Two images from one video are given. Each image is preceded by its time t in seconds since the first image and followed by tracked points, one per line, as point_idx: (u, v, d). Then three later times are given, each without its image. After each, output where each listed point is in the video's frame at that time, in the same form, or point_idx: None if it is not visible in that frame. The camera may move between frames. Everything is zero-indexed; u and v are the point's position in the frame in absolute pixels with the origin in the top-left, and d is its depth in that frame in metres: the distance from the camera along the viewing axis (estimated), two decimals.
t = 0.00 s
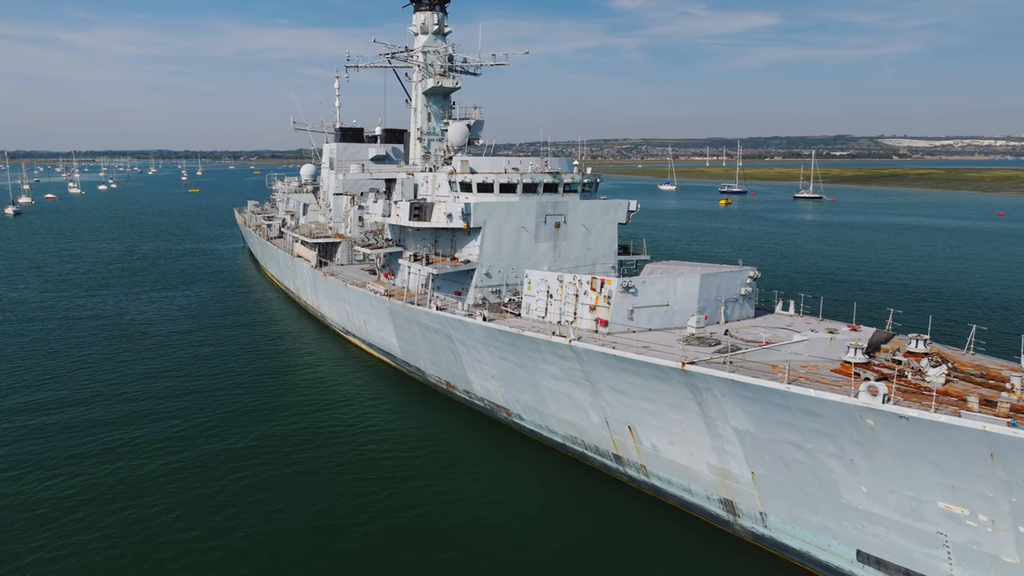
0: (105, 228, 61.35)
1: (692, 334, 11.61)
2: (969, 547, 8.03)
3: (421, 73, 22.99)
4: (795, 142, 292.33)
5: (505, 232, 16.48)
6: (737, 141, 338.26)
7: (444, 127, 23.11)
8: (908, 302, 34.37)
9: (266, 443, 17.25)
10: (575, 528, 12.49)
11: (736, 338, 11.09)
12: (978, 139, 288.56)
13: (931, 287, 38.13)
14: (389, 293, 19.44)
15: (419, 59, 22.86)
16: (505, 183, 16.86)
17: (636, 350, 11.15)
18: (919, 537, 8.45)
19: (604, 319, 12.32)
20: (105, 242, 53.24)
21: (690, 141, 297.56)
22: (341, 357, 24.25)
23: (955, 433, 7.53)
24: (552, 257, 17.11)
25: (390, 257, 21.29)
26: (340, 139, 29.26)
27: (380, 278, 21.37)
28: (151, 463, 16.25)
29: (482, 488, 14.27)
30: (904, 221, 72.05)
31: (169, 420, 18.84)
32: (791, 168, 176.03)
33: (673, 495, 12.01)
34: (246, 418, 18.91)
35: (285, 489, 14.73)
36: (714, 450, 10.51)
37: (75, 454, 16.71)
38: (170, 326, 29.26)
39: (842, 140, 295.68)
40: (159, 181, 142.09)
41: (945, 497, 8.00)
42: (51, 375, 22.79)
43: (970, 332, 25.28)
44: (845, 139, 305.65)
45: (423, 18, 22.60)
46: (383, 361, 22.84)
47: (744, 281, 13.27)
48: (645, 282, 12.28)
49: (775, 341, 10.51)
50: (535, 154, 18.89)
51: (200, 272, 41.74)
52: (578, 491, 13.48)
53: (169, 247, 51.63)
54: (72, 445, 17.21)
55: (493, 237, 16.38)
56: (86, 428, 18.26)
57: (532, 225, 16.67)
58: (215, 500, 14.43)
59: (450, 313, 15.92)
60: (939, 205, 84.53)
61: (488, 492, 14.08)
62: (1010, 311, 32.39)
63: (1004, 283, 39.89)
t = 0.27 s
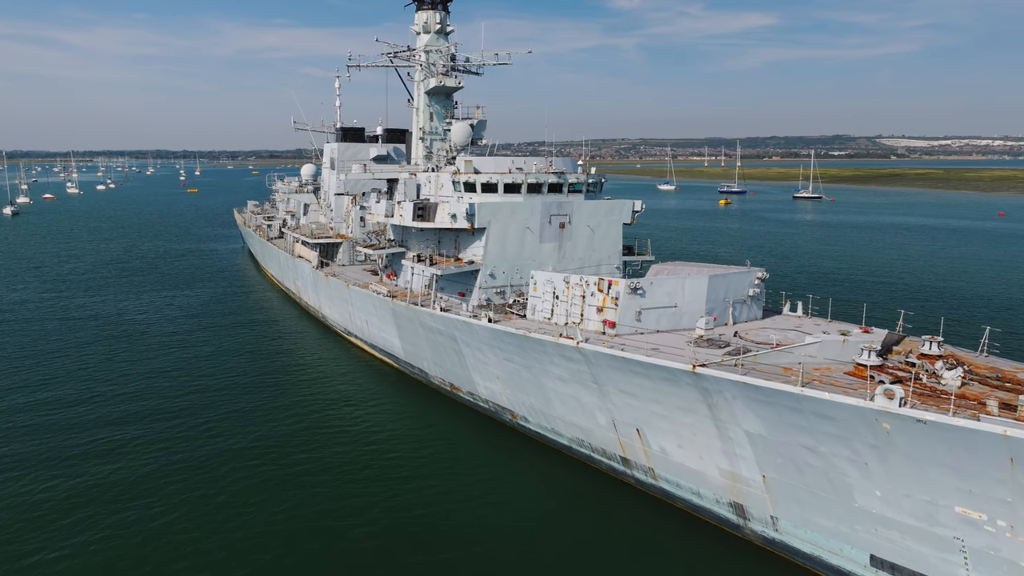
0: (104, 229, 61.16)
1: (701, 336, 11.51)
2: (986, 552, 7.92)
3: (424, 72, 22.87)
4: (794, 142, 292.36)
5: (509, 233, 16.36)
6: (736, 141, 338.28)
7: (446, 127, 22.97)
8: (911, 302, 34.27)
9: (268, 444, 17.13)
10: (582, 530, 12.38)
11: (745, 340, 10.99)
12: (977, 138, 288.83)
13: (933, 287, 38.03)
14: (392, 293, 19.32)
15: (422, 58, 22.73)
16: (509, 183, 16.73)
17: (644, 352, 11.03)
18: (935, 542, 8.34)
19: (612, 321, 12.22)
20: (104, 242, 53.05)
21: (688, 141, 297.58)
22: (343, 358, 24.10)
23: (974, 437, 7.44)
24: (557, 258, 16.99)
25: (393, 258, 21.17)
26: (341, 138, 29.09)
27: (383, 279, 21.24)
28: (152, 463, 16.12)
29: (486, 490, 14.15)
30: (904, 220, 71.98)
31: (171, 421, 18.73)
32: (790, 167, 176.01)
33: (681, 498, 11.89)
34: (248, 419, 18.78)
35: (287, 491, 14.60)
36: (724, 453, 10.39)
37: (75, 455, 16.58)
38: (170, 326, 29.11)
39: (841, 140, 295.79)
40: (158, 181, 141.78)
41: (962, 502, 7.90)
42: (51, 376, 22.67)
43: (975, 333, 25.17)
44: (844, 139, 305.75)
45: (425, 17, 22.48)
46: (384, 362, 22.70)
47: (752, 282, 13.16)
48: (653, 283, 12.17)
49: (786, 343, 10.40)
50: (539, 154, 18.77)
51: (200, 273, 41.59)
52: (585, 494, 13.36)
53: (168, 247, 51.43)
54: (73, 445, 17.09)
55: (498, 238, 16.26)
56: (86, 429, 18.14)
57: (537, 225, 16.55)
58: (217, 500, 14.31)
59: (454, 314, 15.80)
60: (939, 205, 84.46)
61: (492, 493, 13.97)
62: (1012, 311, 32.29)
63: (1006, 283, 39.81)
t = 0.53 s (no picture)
0: (102, 228, 60.95)
1: (711, 337, 11.38)
2: (1006, 558, 7.82)
3: (426, 72, 22.71)
4: (793, 142, 292.39)
5: (514, 233, 16.23)
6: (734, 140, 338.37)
7: (449, 127, 22.82)
8: (913, 302, 34.18)
9: (271, 447, 17.03)
10: (590, 534, 12.26)
11: (756, 342, 10.87)
12: (975, 138, 289.08)
13: (936, 287, 37.93)
14: (395, 294, 19.18)
15: (424, 57, 22.58)
16: (514, 184, 16.59)
17: (654, 354, 10.90)
18: (953, 548, 8.23)
19: (620, 322, 12.10)
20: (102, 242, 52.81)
21: (686, 141, 297.60)
22: (344, 359, 23.96)
23: (994, 442, 7.35)
24: (562, 258, 16.85)
25: (395, 258, 21.03)
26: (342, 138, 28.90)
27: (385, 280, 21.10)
28: (154, 466, 16.05)
29: (491, 494, 14.05)
30: (903, 220, 71.93)
31: (172, 422, 18.63)
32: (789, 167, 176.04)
33: (690, 501, 11.77)
34: (250, 421, 18.68)
35: (290, 495, 14.52)
36: (736, 457, 10.27)
37: (76, 457, 16.51)
38: (170, 327, 28.96)
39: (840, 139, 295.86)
40: (156, 181, 141.44)
41: (982, 507, 7.79)
42: (51, 377, 22.57)
43: (981, 333, 25.05)
44: (842, 139, 305.91)
45: (427, 16, 22.33)
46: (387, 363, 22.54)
47: (761, 283, 13.04)
48: (661, 284, 12.04)
49: (798, 345, 10.29)
50: (543, 154, 18.64)
51: (199, 273, 41.40)
52: (592, 497, 13.23)
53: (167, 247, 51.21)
54: (73, 447, 17.01)
55: (503, 238, 16.13)
56: (87, 430, 18.05)
57: (542, 226, 16.42)
58: (220, 506, 14.24)
59: (459, 315, 15.66)
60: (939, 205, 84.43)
61: (497, 497, 13.90)
62: (1015, 311, 32.21)
63: (1008, 283, 39.72)
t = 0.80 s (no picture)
0: (100, 228, 60.74)
1: (720, 339, 11.27)
2: None
3: (428, 71, 22.57)
4: (791, 142, 292.52)
5: (519, 234, 16.10)
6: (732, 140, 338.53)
7: (451, 127, 22.69)
8: (915, 302, 34.12)
9: (273, 449, 16.92)
10: (597, 538, 12.14)
11: (767, 344, 10.76)
12: (970, 138, 289.40)
13: (937, 287, 37.89)
14: (398, 296, 19.05)
15: (426, 57, 22.44)
16: (518, 184, 16.45)
17: (664, 357, 10.77)
18: (970, 553, 8.12)
19: (628, 324, 11.97)
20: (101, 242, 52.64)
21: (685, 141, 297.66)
22: (346, 360, 23.81)
23: (1014, 447, 7.25)
24: (567, 259, 16.73)
25: (397, 259, 20.88)
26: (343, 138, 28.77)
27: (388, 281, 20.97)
28: (155, 468, 15.93)
29: (496, 498, 13.93)
30: (903, 220, 71.92)
31: (173, 424, 18.52)
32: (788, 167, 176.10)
33: (699, 505, 11.66)
34: (252, 423, 18.57)
35: (293, 498, 14.40)
36: (746, 461, 10.15)
37: (75, 458, 16.39)
38: (169, 328, 28.79)
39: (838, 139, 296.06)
40: (154, 181, 141.21)
41: (1000, 512, 7.68)
42: (51, 378, 22.45)
43: (984, 334, 24.99)
44: (840, 139, 306.14)
45: (430, 15, 22.19)
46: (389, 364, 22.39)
47: (770, 285, 12.92)
48: (670, 286, 11.92)
49: (810, 347, 10.17)
50: (547, 154, 18.51)
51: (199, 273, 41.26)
52: (599, 501, 13.11)
53: (166, 247, 51.01)
54: (73, 449, 16.89)
55: (507, 239, 16.00)
56: (87, 432, 17.93)
57: (546, 226, 16.29)
58: (221, 508, 14.13)
59: (463, 317, 15.53)
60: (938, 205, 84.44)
61: (503, 500, 13.81)
62: (1017, 310, 32.16)
63: (1010, 283, 39.69)
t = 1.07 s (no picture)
0: (99, 229, 60.53)
1: (729, 341, 11.15)
2: None
3: (431, 71, 22.43)
4: (790, 142, 292.67)
5: (523, 235, 15.97)
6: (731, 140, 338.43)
7: (454, 126, 22.55)
8: (917, 302, 34.06)
9: (275, 449, 16.82)
10: (606, 542, 12.02)
11: (778, 346, 10.65)
12: (968, 138, 289.75)
13: (938, 287, 37.85)
14: (402, 296, 18.92)
15: (428, 56, 22.30)
16: (523, 184, 16.31)
17: (674, 359, 10.66)
18: (987, 559, 8.02)
19: (636, 326, 11.85)
20: (99, 242, 52.43)
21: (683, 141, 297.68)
22: (347, 361, 23.66)
23: None
24: (571, 260, 16.61)
25: (400, 259, 20.74)
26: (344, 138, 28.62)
27: (390, 281, 20.84)
28: (156, 469, 15.85)
29: (501, 500, 13.83)
30: (903, 220, 71.90)
31: (175, 424, 18.43)
32: (787, 167, 176.16)
33: (708, 508, 11.54)
34: (253, 423, 18.47)
35: (295, 500, 14.30)
36: (757, 464, 10.04)
37: (77, 459, 16.32)
38: (169, 328, 28.64)
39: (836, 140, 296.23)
40: (152, 181, 141.00)
41: (1020, 518, 7.57)
42: (50, 379, 22.34)
43: (988, 334, 24.91)
44: (839, 139, 306.04)
45: (432, 14, 22.05)
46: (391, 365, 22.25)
47: (778, 286, 12.81)
48: (678, 287, 11.81)
49: (822, 349, 10.06)
50: (551, 154, 18.39)
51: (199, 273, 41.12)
52: (606, 504, 12.98)
53: (164, 248, 50.81)
54: (75, 449, 16.82)
55: (512, 239, 15.87)
56: (88, 432, 17.87)
57: (551, 227, 16.17)
58: (224, 510, 14.04)
59: (468, 318, 15.40)
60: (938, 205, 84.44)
61: (509, 502, 13.71)
62: (1019, 311, 32.11)
63: (1011, 283, 39.65)
